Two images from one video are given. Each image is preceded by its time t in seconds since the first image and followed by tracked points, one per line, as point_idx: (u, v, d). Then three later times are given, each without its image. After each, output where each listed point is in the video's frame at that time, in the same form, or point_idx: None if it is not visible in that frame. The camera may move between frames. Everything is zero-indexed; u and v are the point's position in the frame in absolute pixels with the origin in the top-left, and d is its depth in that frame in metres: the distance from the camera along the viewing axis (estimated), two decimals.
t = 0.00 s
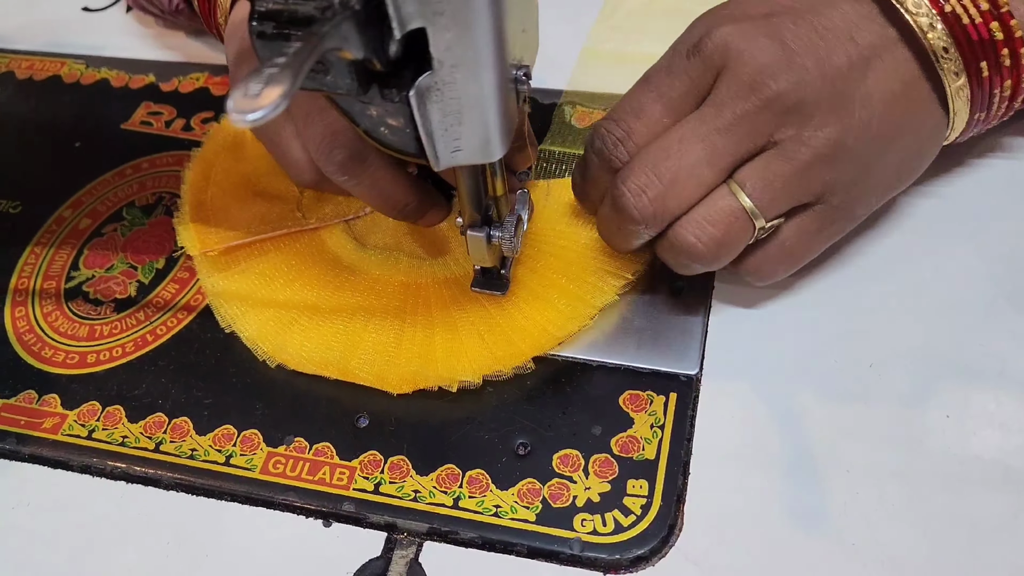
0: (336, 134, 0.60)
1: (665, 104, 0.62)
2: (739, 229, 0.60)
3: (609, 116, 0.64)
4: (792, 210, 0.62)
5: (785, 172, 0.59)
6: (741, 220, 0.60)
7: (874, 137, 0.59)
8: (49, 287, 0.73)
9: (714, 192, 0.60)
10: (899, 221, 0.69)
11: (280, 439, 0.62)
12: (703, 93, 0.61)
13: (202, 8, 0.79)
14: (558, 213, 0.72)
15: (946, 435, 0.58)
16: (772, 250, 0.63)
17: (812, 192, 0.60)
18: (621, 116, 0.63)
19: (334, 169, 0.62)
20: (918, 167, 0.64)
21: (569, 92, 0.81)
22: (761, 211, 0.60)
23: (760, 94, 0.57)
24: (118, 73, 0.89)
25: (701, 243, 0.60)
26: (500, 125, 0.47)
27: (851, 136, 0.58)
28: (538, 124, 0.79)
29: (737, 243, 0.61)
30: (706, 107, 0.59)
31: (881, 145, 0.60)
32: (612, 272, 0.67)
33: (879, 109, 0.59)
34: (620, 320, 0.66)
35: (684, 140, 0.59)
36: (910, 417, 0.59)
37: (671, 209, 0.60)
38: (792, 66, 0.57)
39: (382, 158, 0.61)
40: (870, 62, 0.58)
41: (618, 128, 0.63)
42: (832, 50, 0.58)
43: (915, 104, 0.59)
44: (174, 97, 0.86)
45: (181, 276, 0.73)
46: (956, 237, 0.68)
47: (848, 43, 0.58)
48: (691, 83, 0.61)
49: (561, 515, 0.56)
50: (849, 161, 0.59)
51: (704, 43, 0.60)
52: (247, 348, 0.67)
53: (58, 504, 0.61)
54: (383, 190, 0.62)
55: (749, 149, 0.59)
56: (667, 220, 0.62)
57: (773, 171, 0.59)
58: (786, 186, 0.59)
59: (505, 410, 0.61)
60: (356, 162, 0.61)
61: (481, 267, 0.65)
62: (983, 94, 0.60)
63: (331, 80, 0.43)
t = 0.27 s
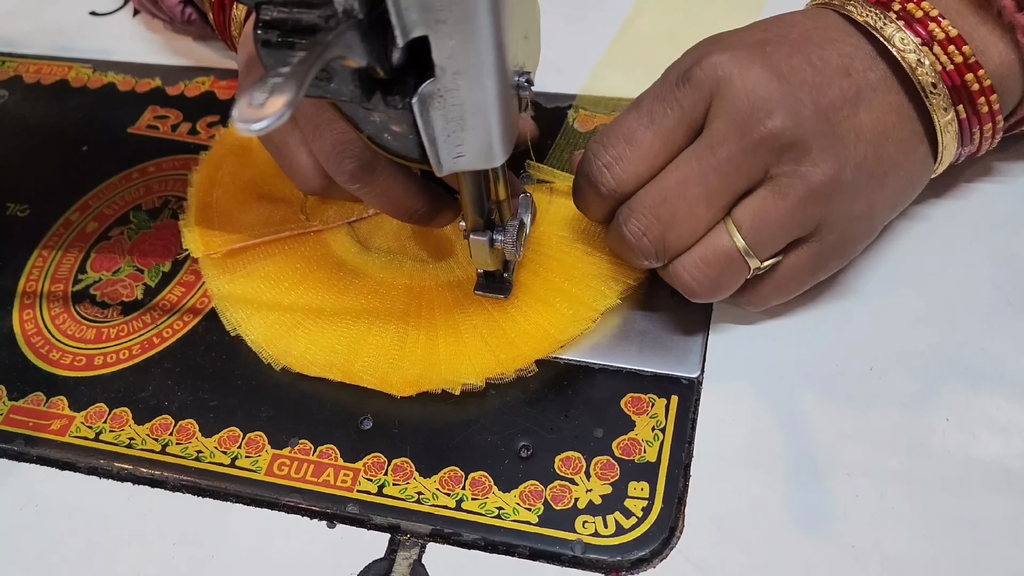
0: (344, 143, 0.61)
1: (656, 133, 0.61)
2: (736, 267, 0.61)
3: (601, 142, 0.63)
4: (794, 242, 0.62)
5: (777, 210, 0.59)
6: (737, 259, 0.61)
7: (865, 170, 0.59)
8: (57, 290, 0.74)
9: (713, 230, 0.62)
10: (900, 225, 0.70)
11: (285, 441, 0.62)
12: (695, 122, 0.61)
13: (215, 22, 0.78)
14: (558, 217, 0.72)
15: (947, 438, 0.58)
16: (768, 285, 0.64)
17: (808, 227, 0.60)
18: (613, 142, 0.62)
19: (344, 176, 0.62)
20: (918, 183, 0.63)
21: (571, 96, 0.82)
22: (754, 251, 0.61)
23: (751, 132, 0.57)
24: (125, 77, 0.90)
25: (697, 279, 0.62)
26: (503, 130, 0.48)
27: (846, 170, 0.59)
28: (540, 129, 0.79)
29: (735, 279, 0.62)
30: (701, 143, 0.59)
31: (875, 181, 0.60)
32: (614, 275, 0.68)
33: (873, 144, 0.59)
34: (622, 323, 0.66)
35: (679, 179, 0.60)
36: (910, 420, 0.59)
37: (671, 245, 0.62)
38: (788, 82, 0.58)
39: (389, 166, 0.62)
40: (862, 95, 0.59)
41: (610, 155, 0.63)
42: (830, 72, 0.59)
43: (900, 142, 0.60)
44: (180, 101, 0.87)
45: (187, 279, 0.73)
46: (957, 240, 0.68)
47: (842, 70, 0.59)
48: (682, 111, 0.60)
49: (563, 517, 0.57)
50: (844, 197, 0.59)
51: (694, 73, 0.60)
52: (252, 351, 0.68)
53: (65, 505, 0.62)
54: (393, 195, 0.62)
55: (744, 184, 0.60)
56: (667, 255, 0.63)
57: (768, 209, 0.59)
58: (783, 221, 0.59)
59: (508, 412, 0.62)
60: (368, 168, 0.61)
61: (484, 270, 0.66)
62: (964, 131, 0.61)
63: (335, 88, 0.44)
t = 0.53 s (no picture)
0: (335, 143, 0.62)
1: (639, 147, 0.61)
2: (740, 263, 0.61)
3: (588, 164, 0.63)
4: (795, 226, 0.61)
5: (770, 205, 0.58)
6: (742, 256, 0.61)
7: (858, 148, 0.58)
8: (69, 282, 0.75)
9: (713, 229, 0.61)
10: (909, 218, 0.70)
11: (296, 431, 0.63)
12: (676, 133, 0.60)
13: (203, 20, 0.78)
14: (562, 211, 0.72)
15: (954, 430, 0.58)
16: (774, 271, 0.63)
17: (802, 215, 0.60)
18: (599, 163, 0.62)
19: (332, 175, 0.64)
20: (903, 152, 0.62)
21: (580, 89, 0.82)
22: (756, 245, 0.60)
23: (734, 134, 0.56)
24: (136, 71, 0.91)
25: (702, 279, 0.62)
26: (513, 123, 0.48)
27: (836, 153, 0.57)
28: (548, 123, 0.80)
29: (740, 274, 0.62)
30: (684, 150, 0.58)
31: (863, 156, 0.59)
32: (622, 268, 0.68)
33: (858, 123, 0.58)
34: (630, 316, 0.66)
35: (671, 192, 0.59)
36: (918, 412, 0.59)
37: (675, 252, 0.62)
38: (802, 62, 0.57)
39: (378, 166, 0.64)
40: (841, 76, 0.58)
41: (598, 176, 0.62)
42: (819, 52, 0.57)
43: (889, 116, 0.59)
44: (190, 95, 0.88)
45: (198, 271, 0.74)
46: (966, 233, 0.68)
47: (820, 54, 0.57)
48: (660, 123, 0.59)
49: (572, 507, 0.57)
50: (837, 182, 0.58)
51: (665, 83, 0.58)
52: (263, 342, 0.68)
53: (80, 495, 0.62)
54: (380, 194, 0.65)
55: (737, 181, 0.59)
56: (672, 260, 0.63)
57: (761, 205, 0.59)
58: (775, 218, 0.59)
59: (517, 404, 0.62)
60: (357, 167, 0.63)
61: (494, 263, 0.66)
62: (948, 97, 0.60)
63: (348, 80, 0.45)
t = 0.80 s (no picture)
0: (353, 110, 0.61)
1: (640, 141, 0.61)
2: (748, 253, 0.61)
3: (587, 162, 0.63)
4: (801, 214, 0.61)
5: (774, 193, 0.58)
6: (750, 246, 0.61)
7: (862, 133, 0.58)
8: (72, 279, 0.74)
9: (717, 222, 0.61)
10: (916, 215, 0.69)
11: (300, 429, 0.63)
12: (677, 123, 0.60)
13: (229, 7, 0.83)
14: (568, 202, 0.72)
15: (961, 429, 0.58)
16: (783, 261, 0.63)
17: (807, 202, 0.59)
18: (599, 161, 0.62)
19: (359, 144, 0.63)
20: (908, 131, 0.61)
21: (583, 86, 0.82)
22: (763, 235, 0.60)
23: (734, 124, 0.56)
24: (139, 68, 0.91)
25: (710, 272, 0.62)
26: (520, 119, 0.48)
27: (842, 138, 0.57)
28: (553, 120, 0.79)
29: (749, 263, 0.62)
30: (687, 141, 0.58)
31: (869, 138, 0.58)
32: (626, 266, 0.68)
33: (862, 106, 0.57)
34: (635, 313, 0.66)
35: (673, 185, 0.60)
36: (925, 410, 0.59)
37: (679, 247, 0.62)
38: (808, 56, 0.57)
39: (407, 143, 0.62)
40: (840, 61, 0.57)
41: (598, 174, 0.63)
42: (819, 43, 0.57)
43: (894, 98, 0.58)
44: (194, 91, 0.87)
45: (202, 268, 0.74)
46: (973, 230, 0.68)
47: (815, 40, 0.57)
48: (661, 115, 0.60)
49: (577, 505, 0.57)
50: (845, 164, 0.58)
51: (665, 74, 0.58)
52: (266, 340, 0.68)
53: (83, 491, 0.62)
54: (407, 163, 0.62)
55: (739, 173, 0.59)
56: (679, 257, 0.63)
57: (766, 192, 0.58)
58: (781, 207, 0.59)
59: (522, 402, 0.62)
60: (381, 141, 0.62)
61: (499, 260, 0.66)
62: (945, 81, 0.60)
63: (354, 75, 0.44)
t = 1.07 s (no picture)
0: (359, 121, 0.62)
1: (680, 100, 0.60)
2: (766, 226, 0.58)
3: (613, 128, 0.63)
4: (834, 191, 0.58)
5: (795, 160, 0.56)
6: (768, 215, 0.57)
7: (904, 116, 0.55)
8: (68, 281, 0.74)
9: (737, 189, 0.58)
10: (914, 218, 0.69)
11: (296, 432, 0.63)
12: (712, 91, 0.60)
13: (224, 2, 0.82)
14: (588, 202, 0.73)
15: (957, 432, 0.58)
16: (805, 245, 0.60)
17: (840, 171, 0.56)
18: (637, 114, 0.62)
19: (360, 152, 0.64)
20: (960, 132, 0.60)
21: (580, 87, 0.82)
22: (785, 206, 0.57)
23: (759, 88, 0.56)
24: (136, 69, 0.90)
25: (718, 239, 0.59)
26: (516, 123, 0.47)
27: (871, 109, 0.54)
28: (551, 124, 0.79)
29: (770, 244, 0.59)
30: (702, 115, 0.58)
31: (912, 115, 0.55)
32: (625, 275, 0.67)
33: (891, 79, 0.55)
34: (632, 316, 0.66)
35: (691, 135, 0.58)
36: (921, 413, 0.59)
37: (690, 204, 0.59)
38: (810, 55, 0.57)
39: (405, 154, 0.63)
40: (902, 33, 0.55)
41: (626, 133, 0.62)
42: (845, 22, 0.55)
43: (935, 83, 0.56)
44: (191, 93, 0.87)
45: (198, 270, 0.74)
46: (969, 234, 0.68)
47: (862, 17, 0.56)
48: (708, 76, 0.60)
49: (573, 509, 0.57)
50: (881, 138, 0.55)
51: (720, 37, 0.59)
52: (263, 326, 0.69)
53: (78, 494, 0.62)
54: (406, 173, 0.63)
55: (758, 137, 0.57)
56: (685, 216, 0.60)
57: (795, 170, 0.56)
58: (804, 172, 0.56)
59: (518, 405, 0.62)
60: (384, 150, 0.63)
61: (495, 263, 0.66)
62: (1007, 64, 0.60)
63: (350, 78, 0.44)
